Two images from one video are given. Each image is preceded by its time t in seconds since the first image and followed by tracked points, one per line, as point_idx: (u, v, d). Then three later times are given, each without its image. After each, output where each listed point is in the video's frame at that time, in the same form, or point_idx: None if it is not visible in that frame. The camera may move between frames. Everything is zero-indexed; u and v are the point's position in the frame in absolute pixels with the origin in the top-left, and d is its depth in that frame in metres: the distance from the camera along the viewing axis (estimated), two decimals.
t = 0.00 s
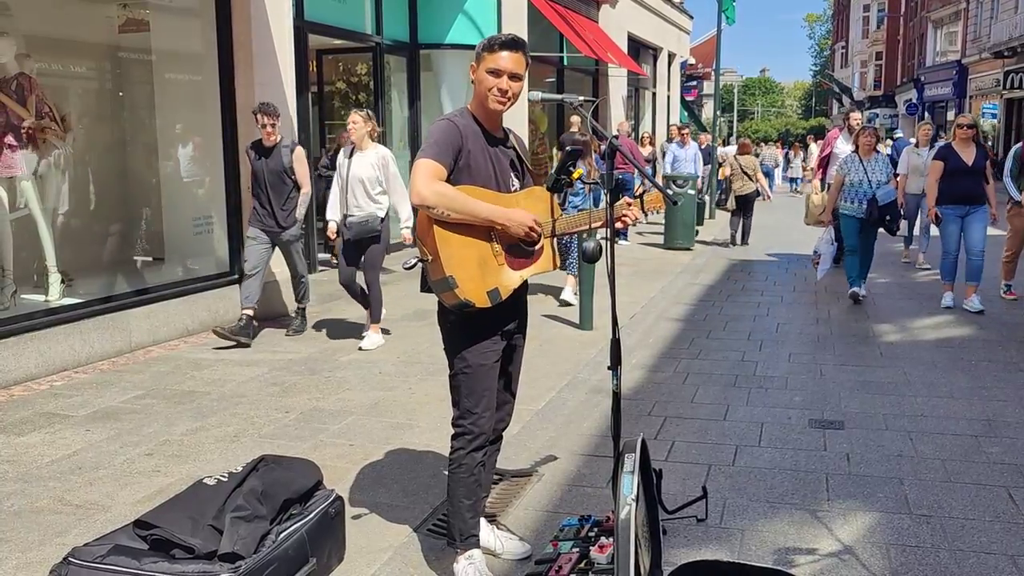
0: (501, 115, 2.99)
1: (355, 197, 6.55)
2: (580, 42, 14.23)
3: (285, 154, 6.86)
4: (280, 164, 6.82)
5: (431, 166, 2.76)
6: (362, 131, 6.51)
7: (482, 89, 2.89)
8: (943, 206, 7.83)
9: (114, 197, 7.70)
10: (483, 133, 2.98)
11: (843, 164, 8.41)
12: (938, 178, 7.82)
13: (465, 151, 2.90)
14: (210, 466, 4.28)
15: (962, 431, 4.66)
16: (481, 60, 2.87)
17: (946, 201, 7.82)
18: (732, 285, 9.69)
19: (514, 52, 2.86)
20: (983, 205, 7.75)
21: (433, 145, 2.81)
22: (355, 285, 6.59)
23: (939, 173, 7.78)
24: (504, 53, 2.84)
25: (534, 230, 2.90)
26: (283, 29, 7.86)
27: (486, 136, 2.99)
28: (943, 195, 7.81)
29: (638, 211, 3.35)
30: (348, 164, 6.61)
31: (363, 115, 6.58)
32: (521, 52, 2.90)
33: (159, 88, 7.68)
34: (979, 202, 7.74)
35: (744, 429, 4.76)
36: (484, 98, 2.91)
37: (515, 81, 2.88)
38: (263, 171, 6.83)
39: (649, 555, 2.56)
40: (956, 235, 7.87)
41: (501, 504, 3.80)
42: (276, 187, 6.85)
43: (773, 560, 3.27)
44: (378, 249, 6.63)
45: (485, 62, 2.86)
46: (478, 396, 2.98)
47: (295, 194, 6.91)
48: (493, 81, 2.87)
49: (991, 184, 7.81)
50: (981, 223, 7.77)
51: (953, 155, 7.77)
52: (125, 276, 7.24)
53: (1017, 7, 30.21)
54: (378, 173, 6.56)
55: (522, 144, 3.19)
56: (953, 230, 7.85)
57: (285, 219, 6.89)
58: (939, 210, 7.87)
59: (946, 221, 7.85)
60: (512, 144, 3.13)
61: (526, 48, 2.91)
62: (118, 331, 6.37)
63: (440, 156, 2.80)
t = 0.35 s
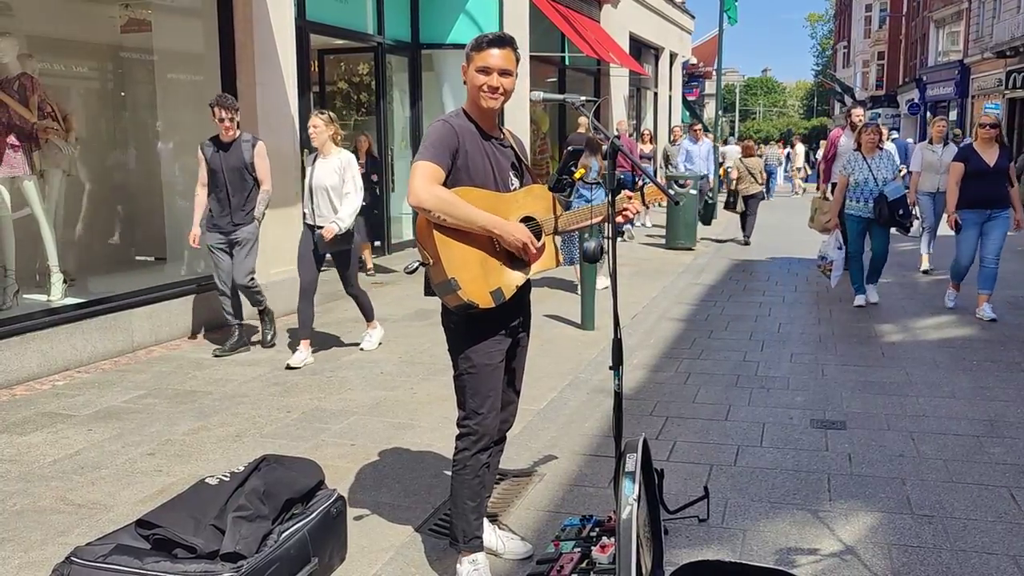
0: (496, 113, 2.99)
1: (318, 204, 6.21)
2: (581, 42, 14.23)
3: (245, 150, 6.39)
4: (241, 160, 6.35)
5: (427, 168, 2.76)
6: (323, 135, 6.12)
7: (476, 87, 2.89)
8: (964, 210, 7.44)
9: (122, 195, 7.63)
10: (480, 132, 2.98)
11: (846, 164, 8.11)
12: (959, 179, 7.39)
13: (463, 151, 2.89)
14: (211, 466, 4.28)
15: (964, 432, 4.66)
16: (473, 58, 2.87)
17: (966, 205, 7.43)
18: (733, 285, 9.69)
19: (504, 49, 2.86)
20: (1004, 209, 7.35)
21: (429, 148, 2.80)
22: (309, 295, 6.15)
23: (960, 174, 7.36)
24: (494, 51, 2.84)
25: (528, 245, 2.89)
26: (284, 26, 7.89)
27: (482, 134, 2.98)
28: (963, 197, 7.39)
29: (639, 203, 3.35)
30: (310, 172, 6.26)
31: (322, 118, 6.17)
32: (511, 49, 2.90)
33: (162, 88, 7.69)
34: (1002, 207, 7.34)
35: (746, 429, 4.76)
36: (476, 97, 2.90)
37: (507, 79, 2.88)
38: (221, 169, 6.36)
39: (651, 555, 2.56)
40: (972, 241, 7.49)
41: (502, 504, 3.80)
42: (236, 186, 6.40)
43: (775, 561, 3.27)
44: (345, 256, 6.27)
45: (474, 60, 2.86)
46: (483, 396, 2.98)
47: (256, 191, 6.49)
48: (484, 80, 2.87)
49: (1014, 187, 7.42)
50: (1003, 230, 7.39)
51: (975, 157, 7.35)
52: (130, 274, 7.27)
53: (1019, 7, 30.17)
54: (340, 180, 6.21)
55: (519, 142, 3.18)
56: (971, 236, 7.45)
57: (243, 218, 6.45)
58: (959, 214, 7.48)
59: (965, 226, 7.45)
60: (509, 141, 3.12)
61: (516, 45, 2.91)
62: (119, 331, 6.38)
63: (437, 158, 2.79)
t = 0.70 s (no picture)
0: (496, 116, 2.98)
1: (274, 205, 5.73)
2: (582, 42, 14.22)
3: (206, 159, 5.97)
4: (199, 170, 5.93)
5: (423, 172, 2.76)
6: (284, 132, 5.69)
7: (475, 90, 2.89)
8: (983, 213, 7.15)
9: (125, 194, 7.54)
10: (480, 135, 2.98)
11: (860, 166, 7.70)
12: (972, 183, 7.24)
13: (461, 154, 2.89)
14: (213, 465, 4.28)
15: (965, 432, 4.66)
16: (473, 61, 2.87)
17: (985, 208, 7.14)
18: (734, 285, 9.68)
19: (505, 54, 2.86)
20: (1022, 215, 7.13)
21: (427, 151, 2.80)
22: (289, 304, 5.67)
23: (974, 178, 7.18)
24: (494, 55, 2.84)
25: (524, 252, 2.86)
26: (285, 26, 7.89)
27: (480, 136, 2.98)
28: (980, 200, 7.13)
29: (638, 207, 3.33)
30: (268, 166, 5.77)
31: (285, 109, 5.71)
32: (512, 54, 2.90)
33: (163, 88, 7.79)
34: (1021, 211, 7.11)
35: (747, 430, 4.76)
36: (474, 99, 2.90)
37: (505, 82, 2.88)
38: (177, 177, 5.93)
39: (651, 555, 2.56)
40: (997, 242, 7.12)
41: (503, 504, 3.80)
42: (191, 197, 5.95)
43: (775, 561, 3.27)
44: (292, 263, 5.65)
45: (474, 64, 2.86)
46: (480, 395, 2.98)
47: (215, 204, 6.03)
48: (482, 84, 2.87)
49: None
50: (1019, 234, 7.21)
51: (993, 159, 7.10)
52: (132, 275, 7.16)
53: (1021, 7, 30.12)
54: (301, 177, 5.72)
55: (520, 143, 3.17)
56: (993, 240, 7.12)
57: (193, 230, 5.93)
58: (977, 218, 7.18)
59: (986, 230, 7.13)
60: (509, 143, 3.11)
61: (517, 50, 2.91)
62: (121, 330, 6.38)
63: (434, 162, 2.79)
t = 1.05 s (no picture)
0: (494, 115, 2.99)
1: (229, 206, 5.40)
2: (583, 42, 14.21)
3: (154, 150, 5.61)
4: (148, 163, 5.57)
5: (423, 173, 2.76)
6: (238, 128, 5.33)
7: (472, 89, 2.88)
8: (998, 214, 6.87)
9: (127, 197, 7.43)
10: (478, 135, 2.98)
11: (873, 163, 7.26)
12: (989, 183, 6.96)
13: (460, 154, 2.89)
14: (214, 465, 4.28)
15: (966, 432, 4.66)
16: (469, 61, 2.86)
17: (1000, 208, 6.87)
18: (735, 285, 9.68)
19: (501, 52, 2.85)
20: None
21: (425, 151, 2.80)
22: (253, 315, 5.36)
23: (993, 176, 6.89)
24: (491, 54, 2.83)
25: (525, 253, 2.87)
26: (286, 26, 7.91)
27: (479, 136, 2.98)
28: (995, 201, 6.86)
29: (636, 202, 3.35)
30: (222, 168, 5.41)
31: (241, 106, 5.36)
32: (509, 52, 2.89)
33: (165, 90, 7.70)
34: None
35: (748, 430, 4.76)
36: (471, 99, 2.91)
37: (501, 82, 2.88)
38: (126, 171, 5.59)
39: (652, 555, 2.56)
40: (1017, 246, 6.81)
41: (503, 504, 3.80)
42: (141, 192, 5.60)
43: (777, 561, 3.27)
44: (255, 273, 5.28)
45: (471, 63, 2.85)
46: (480, 396, 2.98)
47: (167, 199, 5.68)
48: (479, 83, 2.87)
49: None
50: None
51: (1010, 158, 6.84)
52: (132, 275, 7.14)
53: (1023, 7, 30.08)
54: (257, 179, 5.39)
55: (519, 142, 3.17)
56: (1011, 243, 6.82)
57: (149, 233, 5.63)
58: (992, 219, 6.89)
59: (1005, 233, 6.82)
60: (507, 142, 3.11)
61: (513, 48, 2.90)
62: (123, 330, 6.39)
63: (434, 162, 2.79)
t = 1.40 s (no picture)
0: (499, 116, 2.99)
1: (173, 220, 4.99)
2: (584, 42, 14.19)
3: (89, 154, 5.04)
4: (82, 168, 5.02)
5: (426, 172, 2.75)
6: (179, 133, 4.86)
7: (481, 88, 2.88)
8: None
9: (131, 196, 7.45)
10: (482, 134, 2.98)
11: (879, 169, 6.86)
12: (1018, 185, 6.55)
13: (464, 153, 2.88)
14: (216, 465, 4.28)
15: (968, 432, 4.65)
16: (477, 61, 2.86)
17: None
18: (736, 285, 9.67)
19: (509, 50, 2.86)
20: None
21: (430, 149, 2.79)
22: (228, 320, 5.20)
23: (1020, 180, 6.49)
24: (498, 53, 2.84)
25: (518, 265, 2.87)
26: (287, 26, 7.91)
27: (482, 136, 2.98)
28: None
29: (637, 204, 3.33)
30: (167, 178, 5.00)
31: (184, 108, 4.90)
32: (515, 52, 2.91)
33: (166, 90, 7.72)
34: None
35: (749, 430, 4.75)
36: (482, 98, 2.91)
37: (509, 79, 2.88)
38: (59, 178, 5.03)
39: (653, 555, 2.56)
40: None
41: (505, 504, 3.80)
42: (76, 200, 5.05)
43: (778, 561, 3.26)
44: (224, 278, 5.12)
45: (479, 63, 2.86)
46: (479, 396, 2.97)
47: (106, 205, 5.14)
48: (494, 81, 2.86)
49: None
50: None
51: None
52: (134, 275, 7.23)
53: None
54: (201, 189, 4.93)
55: (520, 143, 3.18)
56: None
57: (90, 246, 5.11)
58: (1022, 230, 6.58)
59: None
60: (508, 143, 3.11)
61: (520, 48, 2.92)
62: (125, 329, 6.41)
63: (438, 160, 2.78)
